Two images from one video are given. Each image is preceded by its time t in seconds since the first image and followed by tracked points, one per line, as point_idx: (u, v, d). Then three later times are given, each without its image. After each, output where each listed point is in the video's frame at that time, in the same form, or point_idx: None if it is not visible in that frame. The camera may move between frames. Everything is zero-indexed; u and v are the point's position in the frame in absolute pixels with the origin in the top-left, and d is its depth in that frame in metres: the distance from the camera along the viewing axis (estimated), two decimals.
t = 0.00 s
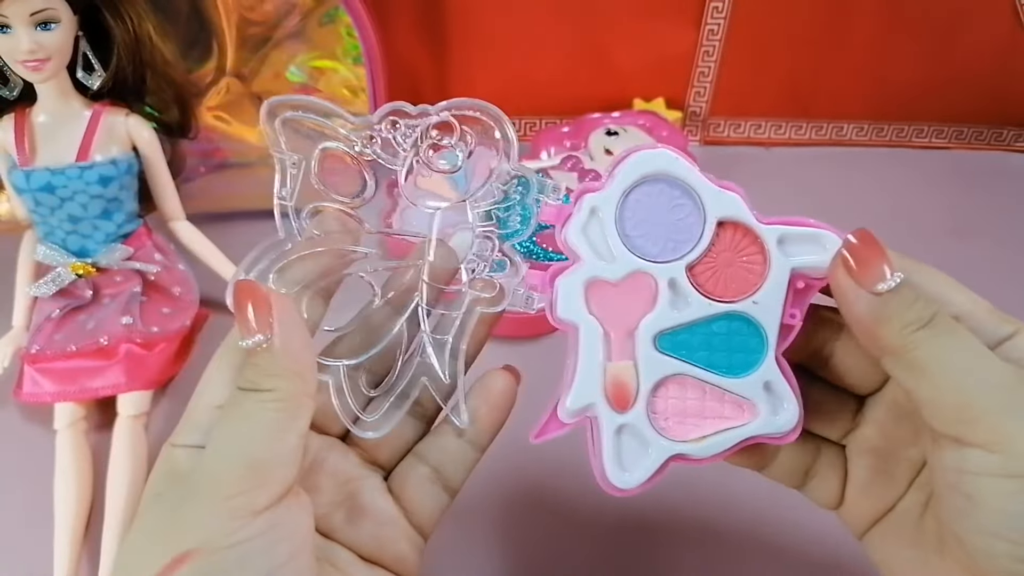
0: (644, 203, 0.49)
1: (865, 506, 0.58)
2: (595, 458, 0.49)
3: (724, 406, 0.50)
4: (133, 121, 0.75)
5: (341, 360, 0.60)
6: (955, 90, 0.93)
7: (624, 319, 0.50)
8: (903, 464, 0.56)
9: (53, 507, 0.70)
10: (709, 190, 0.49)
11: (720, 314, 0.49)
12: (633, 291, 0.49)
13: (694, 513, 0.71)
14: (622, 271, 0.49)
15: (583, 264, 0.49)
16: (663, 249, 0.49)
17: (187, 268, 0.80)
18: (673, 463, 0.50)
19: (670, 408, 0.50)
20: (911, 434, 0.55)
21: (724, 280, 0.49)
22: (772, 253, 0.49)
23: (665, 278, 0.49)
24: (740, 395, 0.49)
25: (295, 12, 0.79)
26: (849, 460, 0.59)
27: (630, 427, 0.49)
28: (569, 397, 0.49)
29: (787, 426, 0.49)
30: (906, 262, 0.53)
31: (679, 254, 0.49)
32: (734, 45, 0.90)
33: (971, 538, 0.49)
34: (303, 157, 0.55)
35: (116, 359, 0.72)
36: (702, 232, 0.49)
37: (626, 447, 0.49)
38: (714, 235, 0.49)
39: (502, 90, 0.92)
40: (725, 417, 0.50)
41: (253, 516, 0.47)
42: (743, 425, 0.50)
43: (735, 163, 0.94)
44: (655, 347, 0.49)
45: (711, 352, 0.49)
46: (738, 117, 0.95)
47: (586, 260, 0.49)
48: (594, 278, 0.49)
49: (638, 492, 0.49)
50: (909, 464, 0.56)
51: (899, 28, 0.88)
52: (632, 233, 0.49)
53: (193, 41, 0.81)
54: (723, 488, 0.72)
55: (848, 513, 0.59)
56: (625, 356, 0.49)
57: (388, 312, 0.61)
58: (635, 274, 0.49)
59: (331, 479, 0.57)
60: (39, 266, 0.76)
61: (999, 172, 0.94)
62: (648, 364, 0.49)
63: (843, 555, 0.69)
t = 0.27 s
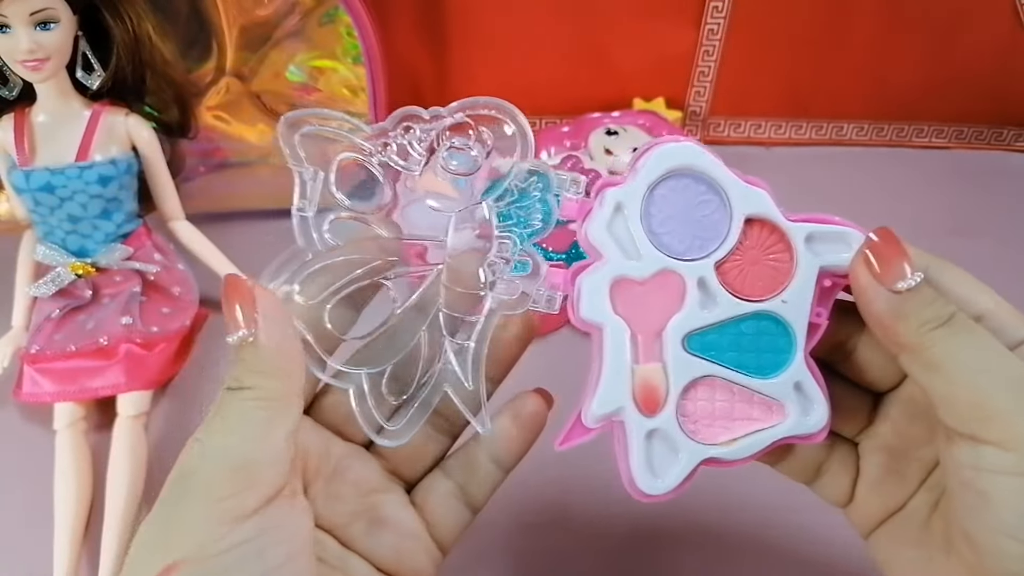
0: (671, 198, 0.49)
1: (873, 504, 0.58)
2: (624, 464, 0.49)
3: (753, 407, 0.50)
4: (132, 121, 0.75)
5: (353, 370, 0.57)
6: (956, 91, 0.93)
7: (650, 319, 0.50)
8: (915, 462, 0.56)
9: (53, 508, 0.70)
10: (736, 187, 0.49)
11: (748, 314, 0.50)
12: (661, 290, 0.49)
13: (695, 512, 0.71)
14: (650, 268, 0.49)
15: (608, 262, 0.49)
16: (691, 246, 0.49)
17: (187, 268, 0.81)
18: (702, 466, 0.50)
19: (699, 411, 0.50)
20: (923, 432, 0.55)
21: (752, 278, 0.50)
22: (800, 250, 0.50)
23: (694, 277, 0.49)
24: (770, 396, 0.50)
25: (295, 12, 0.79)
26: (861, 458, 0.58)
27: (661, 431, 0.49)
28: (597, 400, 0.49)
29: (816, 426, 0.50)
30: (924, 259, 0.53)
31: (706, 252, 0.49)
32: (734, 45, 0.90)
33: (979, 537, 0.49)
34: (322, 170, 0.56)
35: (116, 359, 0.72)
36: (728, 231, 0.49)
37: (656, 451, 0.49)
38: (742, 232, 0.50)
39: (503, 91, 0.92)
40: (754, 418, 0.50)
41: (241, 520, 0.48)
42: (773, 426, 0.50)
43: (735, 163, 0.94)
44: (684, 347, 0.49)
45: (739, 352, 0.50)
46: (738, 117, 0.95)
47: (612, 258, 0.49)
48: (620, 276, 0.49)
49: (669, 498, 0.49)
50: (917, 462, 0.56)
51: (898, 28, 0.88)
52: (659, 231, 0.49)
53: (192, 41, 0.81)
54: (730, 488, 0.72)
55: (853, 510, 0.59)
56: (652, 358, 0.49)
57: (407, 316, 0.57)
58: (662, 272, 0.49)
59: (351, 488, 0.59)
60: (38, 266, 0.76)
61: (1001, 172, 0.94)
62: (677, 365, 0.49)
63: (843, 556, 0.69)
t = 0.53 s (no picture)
0: (665, 219, 0.50)
1: (871, 509, 0.57)
2: (634, 484, 0.49)
3: (758, 419, 0.50)
4: (133, 122, 0.75)
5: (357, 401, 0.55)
6: (955, 92, 0.93)
7: (652, 335, 0.50)
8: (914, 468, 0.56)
9: (53, 508, 0.70)
10: (726, 205, 0.51)
11: (748, 327, 0.50)
12: (661, 307, 0.50)
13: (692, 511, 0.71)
14: (649, 287, 0.50)
15: (609, 283, 0.49)
16: (688, 265, 0.50)
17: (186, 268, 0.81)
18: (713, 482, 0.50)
19: (705, 426, 0.50)
20: (921, 437, 0.55)
21: (750, 296, 0.50)
22: (793, 267, 0.51)
23: (693, 293, 0.50)
24: (775, 407, 0.50)
25: (295, 12, 0.79)
26: (858, 464, 0.58)
27: (671, 447, 0.49)
28: (604, 422, 0.48)
29: (822, 435, 0.50)
30: (914, 270, 0.53)
31: (703, 268, 0.50)
32: (734, 45, 0.90)
33: (978, 538, 0.49)
34: (323, 207, 0.57)
35: (116, 359, 0.72)
36: (722, 248, 0.50)
37: (668, 470, 0.49)
38: (735, 248, 0.51)
39: (502, 91, 0.93)
40: (760, 431, 0.50)
41: (174, 511, 0.49)
42: (778, 438, 0.50)
43: (734, 164, 0.94)
44: (687, 363, 0.49)
45: (741, 366, 0.50)
46: (737, 117, 0.95)
47: (613, 278, 0.49)
48: (622, 295, 0.49)
49: (682, 516, 0.49)
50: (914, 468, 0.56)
51: (898, 28, 0.88)
52: (655, 249, 0.50)
53: (192, 40, 0.81)
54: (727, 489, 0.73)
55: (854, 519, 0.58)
56: (657, 375, 0.49)
57: (412, 347, 0.57)
58: (662, 289, 0.50)
59: (334, 487, 0.57)
60: (39, 266, 0.76)
61: (1001, 172, 0.94)
62: (681, 381, 0.49)
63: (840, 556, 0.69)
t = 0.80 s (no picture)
0: (685, 195, 0.50)
1: (873, 506, 0.58)
2: (645, 462, 0.48)
3: (773, 405, 0.49)
4: (134, 122, 0.75)
5: (357, 362, 0.55)
6: (955, 92, 0.93)
7: (668, 315, 0.49)
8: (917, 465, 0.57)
9: (54, 509, 0.70)
10: (746, 189, 0.51)
11: (764, 311, 0.50)
12: (677, 285, 0.49)
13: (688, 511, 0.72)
14: (666, 263, 0.49)
15: (624, 257, 0.49)
16: (706, 244, 0.50)
17: (186, 268, 0.81)
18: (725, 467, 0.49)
19: (720, 408, 0.49)
20: (927, 435, 0.57)
21: (766, 277, 0.50)
22: (808, 252, 0.51)
23: (711, 273, 0.49)
24: (791, 393, 0.49)
25: (295, 13, 0.79)
26: (860, 460, 0.59)
27: (685, 428, 0.48)
28: (615, 396, 0.47)
29: (838, 424, 0.50)
30: (929, 269, 0.52)
31: (720, 250, 0.50)
32: (734, 45, 0.90)
33: (984, 529, 0.49)
34: (329, 164, 0.57)
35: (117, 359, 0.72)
36: (740, 231, 0.51)
37: (681, 448, 0.48)
38: (753, 233, 0.51)
39: (502, 92, 0.92)
40: (774, 417, 0.49)
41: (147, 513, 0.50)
42: (794, 425, 0.49)
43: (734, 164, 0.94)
44: (704, 343, 0.49)
45: (759, 349, 0.49)
46: (737, 117, 0.95)
47: (629, 253, 0.49)
48: (638, 270, 0.49)
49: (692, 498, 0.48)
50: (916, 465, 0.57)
51: (898, 28, 0.88)
52: (673, 227, 0.50)
53: (192, 40, 0.81)
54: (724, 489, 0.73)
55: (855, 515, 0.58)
56: (672, 353, 0.48)
57: (412, 316, 0.55)
58: (678, 267, 0.49)
59: (320, 486, 0.59)
60: (39, 266, 0.76)
61: (1000, 171, 0.94)
62: (698, 360, 0.48)
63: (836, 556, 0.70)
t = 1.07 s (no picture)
0: (757, 171, 0.52)
1: (919, 488, 0.57)
2: (694, 418, 0.51)
3: (825, 375, 0.52)
4: (133, 121, 0.75)
5: (444, 302, 0.68)
6: (955, 92, 0.93)
7: (729, 285, 0.51)
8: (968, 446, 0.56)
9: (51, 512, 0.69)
10: (818, 165, 0.53)
11: (825, 286, 0.52)
12: (744, 254, 0.51)
13: (697, 504, 0.68)
14: (734, 234, 0.51)
15: (694, 226, 0.51)
16: (773, 219, 0.52)
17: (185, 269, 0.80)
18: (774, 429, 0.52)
19: (774, 374, 0.51)
20: (976, 416, 0.55)
21: (829, 254, 0.52)
22: (875, 230, 0.53)
23: (776, 245, 0.51)
24: (844, 365, 0.52)
25: (294, 13, 0.79)
26: (906, 441, 0.58)
27: (737, 389, 0.51)
28: (673, 357, 0.50)
29: (888, 397, 0.52)
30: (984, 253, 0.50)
31: (789, 223, 0.52)
32: (735, 45, 0.90)
33: None
34: (426, 119, 0.71)
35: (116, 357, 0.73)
36: (811, 205, 0.52)
37: (732, 409, 0.51)
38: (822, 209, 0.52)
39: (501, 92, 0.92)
40: (827, 387, 0.52)
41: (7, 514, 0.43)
42: (845, 396, 0.52)
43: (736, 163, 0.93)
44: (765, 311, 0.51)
45: (815, 323, 0.52)
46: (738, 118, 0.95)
47: (698, 222, 0.51)
48: (706, 238, 0.51)
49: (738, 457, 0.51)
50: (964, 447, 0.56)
51: (899, 27, 0.88)
52: (744, 198, 0.52)
53: (191, 40, 0.82)
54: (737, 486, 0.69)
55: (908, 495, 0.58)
56: (731, 319, 0.51)
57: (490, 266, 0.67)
58: (747, 239, 0.51)
59: (156, 459, 0.50)
60: (39, 266, 0.77)
61: (1005, 168, 0.93)
62: (759, 328, 0.51)
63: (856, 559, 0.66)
